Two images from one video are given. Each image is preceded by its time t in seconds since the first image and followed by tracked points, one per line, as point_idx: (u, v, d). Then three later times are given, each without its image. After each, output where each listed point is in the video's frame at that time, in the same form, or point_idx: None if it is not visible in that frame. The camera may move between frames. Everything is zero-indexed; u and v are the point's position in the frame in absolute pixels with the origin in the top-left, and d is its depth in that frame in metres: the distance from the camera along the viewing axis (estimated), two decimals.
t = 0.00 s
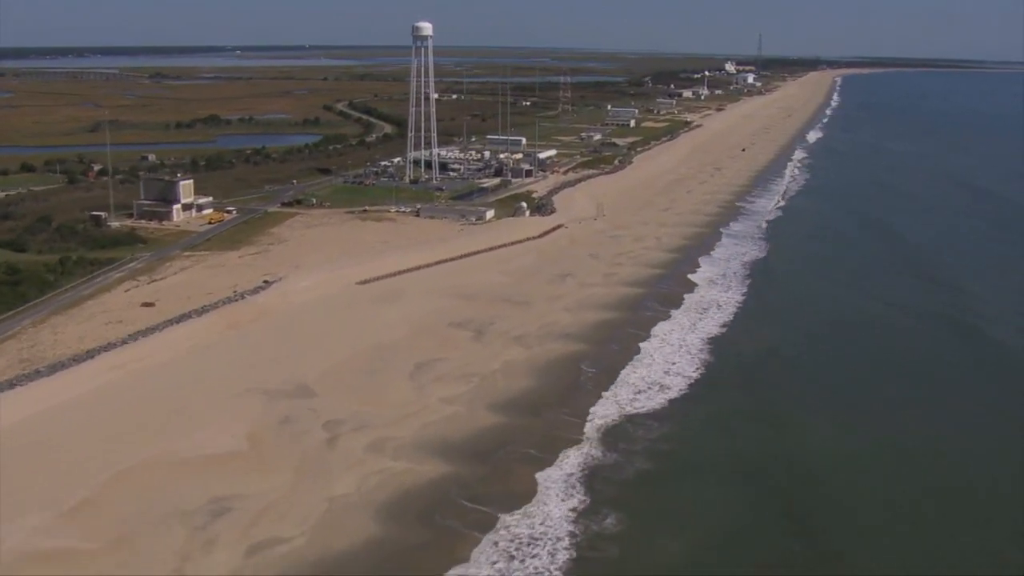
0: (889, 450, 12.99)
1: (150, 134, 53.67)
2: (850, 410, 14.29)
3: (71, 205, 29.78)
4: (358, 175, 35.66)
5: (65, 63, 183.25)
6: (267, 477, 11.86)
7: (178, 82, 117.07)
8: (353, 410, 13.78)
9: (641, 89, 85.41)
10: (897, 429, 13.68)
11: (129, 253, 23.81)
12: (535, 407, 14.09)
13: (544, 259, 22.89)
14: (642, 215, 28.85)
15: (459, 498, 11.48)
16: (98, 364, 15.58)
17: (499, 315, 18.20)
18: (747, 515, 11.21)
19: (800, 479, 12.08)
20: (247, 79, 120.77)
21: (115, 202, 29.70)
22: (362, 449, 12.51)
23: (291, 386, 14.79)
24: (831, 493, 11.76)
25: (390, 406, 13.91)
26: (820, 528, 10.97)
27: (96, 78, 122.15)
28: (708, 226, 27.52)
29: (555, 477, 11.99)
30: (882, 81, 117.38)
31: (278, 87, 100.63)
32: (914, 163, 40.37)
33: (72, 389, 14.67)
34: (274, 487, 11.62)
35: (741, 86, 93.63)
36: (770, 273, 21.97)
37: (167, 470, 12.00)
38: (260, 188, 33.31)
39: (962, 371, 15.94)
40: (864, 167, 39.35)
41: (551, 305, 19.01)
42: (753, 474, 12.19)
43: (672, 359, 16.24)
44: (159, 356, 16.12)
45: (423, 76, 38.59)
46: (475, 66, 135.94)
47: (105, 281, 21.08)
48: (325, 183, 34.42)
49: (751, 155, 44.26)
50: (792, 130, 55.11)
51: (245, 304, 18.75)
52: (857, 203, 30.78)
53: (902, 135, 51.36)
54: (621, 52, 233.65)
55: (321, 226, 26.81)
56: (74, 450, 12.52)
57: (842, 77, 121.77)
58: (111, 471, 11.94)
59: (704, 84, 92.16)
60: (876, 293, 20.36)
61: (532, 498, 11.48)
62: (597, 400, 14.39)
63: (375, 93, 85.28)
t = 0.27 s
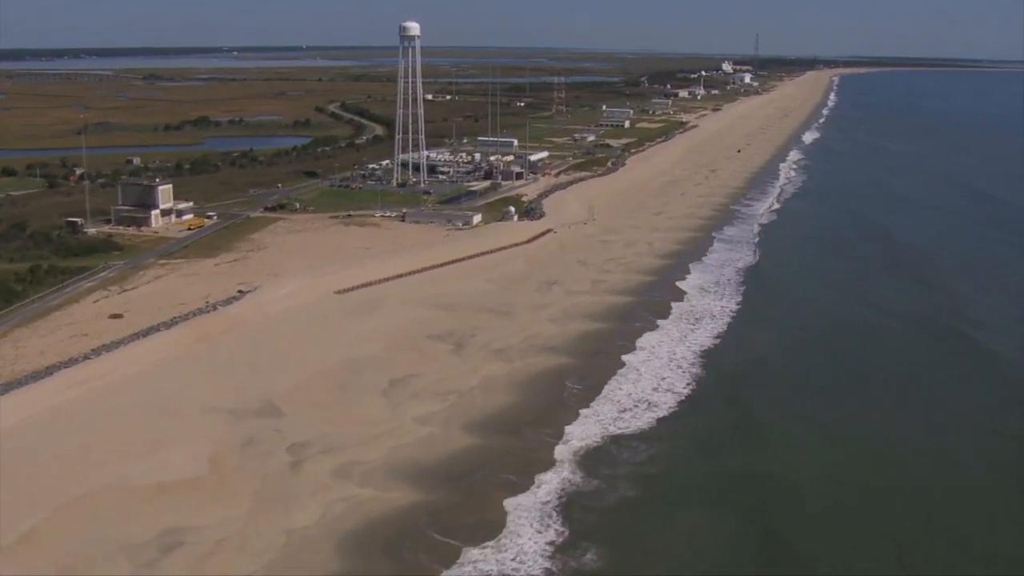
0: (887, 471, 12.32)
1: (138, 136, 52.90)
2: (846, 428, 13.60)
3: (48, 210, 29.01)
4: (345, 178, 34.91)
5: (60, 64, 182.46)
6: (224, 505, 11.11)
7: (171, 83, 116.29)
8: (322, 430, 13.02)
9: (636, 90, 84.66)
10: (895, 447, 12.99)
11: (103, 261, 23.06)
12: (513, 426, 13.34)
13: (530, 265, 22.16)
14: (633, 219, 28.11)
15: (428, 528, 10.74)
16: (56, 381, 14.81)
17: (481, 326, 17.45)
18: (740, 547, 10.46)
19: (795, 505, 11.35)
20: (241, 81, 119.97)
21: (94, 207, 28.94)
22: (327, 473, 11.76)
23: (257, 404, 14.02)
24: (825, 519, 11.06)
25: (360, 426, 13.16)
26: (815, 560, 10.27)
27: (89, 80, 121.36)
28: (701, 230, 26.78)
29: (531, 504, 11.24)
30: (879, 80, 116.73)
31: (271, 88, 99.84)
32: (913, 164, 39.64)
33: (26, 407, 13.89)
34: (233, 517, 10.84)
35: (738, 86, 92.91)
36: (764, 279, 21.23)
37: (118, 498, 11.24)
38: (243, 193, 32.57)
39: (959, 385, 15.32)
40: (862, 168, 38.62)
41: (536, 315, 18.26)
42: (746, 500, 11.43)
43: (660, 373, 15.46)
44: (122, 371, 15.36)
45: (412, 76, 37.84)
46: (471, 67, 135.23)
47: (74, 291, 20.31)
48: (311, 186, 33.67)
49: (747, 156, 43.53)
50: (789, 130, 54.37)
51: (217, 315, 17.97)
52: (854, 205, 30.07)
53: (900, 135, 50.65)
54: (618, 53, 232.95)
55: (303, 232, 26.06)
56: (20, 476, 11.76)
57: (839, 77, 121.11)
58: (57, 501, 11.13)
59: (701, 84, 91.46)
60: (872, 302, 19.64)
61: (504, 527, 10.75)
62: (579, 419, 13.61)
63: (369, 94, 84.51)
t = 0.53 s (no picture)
0: (887, 491, 11.61)
1: (126, 139, 52.13)
2: (842, 445, 12.89)
3: (24, 216, 28.24)
4: (331, 181, 34.17)
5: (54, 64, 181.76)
6: (174, 538, 10.36)
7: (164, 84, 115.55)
8: (286, 454, 12.25)
9: (632, 90, 83.97)
10: (893, 464, 12.32)
11: (75, 269, 22.30)
12: (489, 449, 12.58)
13: (516, 273, 21.42)
14: (625, 223, 27.38)
15: (391, 564, 10.00)
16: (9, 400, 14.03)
17: (461, 339, 16.70)
18: None
19: (789, 533, 10.63)
20: (235, 81, 119.20)
21: (71, 213, 28.17)
22: (288, 503, 11.03)
23: (219, 425, 13.24)
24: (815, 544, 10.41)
25: (327, 449, 12.40)
26: None
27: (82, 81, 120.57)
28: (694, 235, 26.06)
29: (502, 536, 10.51)
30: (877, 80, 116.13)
31: (265, 89, 99.10)
32: (911, 165, 38.95)
33: None
34: (183, 552, 10.08)
35: (734, 85, 92.27)
36: (758, 287, 20.49)
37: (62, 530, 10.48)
38: (226, 197, 31.81)
39: (961, 394, 14.65)
40: (859, 169, 37.92)
41: (519, 327, 17.52)
42: (736, 528, 10.71)
43: (648, 390, 14.66)
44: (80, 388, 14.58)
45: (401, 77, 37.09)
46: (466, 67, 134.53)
47: (41, 301, 19.51)
48: (296, 190, 32.93)
49: (742, 157, 42.82)
50: (785, 130, 53.67)
51: (186, 327, 17.18)
52: (851, 208, 29.36)
53: (898, 135, 49.98)
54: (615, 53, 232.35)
55: (284, 238, 25.32)
56: None
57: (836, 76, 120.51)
58: None
59: (697, 84, 90.82)
60: (868, 308, 18.92)
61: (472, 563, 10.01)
62: (558, 442, 12.81)
63: (362, 95, 83.79)
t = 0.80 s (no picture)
0: (880, 514, 11.01)
1: (114, 141, 51.39)
2: (833, 464, 12.29)
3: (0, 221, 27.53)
4: (317, 185, 33.49)
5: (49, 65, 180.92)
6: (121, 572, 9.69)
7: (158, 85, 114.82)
8: (247, 479, 11.58)
9: (629, 91, 83.27)
10: (886, 482, 11.76)
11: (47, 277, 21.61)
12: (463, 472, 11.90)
13: (501, 281, 20.74)
14: (616, 228, 26.69)
15: None
16: None
17: (440, 352, 16.02)
18: None
19: (776, 559, 10.08)
20: (230, 82, 118.48)
21: (49, 218, 27.46)
22: (245, 534, 10.36)
23: (179, 447, 12.53)
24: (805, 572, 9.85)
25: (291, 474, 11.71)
26: None
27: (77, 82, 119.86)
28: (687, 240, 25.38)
29: (470, 569, 9.85)
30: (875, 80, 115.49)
31: (259, 90, 98.37)
32: (909, 167, 38.29)
33: None
34: None
35: (732, 86, 91.60)
36: (751, 296, 19.81)
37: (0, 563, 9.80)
38: (210, 201, 31.10)
39: (960, 407, 14.04)
40: (857, 171, 37.25)
41: (502, 339, 16.84)
42: (721, 554, 10.15)
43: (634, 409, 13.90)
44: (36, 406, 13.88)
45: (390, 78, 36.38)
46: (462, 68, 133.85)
47: (7, 311, 18.79)
48: (282, 193, 32.23)
49: (738, 159, 42.13)
50: (782, 132, 53.00)
51: (154, 339, 16.48)
52: (848, 212, 28.69)
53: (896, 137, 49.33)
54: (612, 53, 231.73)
55: (266, 243, 24.63)
56: None
57: (834, 77, 119.89)
58: None
59: (694, 85, 90.17)
60: (864, 318, 18.27)
61: None
62: (535, 468, 12.02)
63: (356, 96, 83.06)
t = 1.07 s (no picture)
0: (878, 541, 10.37)
1: (101, 143, 50.64)
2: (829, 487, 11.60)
3: None
4: (303, 189, 32.76)
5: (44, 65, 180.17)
6: None
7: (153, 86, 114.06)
8: (201, 509, 10.85)
9: (625, 92, 82.58)
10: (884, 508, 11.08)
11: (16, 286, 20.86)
12: (433, 502, 11.15)
13: (485, 290, 20.00)
14: (607, 234, 25.96)
15: None
16: None
17: (417, 367, 15.26)
18: None
19: None
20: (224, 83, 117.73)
21: (24, 223, 26.72)
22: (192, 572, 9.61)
23: (132, 472, 11.78)
24: None
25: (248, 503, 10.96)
26: None
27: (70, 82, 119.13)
28: (679, 246, 24.65)
29: None
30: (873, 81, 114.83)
31: (253, 91, 97.60)
32: (907, 171, 37.59)
33: None
34: None
35: (729, 87, 90.93)
36: (745, 306, 19.06)
37: None
38: (191, 205, 30.35)
39: (961, 424, 13.34)
40: (854, 175, 36.54)
41: (482, 353, 16.08)
42: None
43: (619, 430, 13.16)
44: None
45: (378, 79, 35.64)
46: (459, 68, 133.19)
47: None
48: (266, 197, 31.49)
49: (734, 162, 41.41)
50: (779, 134, 52.29)
51: (117, 354, 15.73)
52: (844, 217, 27.99)
53: (894, 139, 48.67)
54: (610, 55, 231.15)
55: (245, 250, 23.89)
56: None
57: (832, 79, 119.31)
58: None
59: (691, 86, 89.48)
60: (862, 329, 17.57)
61: None
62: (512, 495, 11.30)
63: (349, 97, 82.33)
